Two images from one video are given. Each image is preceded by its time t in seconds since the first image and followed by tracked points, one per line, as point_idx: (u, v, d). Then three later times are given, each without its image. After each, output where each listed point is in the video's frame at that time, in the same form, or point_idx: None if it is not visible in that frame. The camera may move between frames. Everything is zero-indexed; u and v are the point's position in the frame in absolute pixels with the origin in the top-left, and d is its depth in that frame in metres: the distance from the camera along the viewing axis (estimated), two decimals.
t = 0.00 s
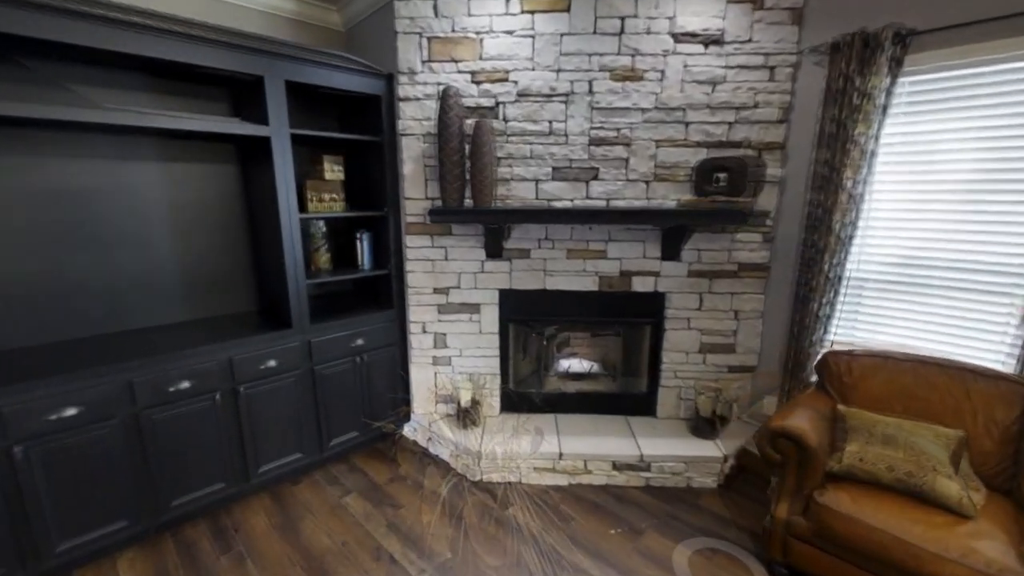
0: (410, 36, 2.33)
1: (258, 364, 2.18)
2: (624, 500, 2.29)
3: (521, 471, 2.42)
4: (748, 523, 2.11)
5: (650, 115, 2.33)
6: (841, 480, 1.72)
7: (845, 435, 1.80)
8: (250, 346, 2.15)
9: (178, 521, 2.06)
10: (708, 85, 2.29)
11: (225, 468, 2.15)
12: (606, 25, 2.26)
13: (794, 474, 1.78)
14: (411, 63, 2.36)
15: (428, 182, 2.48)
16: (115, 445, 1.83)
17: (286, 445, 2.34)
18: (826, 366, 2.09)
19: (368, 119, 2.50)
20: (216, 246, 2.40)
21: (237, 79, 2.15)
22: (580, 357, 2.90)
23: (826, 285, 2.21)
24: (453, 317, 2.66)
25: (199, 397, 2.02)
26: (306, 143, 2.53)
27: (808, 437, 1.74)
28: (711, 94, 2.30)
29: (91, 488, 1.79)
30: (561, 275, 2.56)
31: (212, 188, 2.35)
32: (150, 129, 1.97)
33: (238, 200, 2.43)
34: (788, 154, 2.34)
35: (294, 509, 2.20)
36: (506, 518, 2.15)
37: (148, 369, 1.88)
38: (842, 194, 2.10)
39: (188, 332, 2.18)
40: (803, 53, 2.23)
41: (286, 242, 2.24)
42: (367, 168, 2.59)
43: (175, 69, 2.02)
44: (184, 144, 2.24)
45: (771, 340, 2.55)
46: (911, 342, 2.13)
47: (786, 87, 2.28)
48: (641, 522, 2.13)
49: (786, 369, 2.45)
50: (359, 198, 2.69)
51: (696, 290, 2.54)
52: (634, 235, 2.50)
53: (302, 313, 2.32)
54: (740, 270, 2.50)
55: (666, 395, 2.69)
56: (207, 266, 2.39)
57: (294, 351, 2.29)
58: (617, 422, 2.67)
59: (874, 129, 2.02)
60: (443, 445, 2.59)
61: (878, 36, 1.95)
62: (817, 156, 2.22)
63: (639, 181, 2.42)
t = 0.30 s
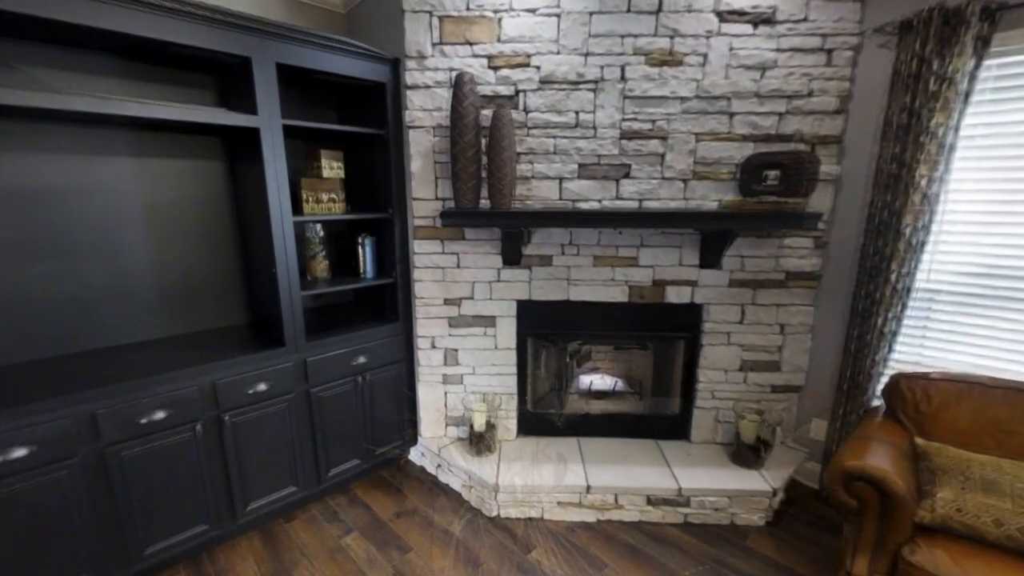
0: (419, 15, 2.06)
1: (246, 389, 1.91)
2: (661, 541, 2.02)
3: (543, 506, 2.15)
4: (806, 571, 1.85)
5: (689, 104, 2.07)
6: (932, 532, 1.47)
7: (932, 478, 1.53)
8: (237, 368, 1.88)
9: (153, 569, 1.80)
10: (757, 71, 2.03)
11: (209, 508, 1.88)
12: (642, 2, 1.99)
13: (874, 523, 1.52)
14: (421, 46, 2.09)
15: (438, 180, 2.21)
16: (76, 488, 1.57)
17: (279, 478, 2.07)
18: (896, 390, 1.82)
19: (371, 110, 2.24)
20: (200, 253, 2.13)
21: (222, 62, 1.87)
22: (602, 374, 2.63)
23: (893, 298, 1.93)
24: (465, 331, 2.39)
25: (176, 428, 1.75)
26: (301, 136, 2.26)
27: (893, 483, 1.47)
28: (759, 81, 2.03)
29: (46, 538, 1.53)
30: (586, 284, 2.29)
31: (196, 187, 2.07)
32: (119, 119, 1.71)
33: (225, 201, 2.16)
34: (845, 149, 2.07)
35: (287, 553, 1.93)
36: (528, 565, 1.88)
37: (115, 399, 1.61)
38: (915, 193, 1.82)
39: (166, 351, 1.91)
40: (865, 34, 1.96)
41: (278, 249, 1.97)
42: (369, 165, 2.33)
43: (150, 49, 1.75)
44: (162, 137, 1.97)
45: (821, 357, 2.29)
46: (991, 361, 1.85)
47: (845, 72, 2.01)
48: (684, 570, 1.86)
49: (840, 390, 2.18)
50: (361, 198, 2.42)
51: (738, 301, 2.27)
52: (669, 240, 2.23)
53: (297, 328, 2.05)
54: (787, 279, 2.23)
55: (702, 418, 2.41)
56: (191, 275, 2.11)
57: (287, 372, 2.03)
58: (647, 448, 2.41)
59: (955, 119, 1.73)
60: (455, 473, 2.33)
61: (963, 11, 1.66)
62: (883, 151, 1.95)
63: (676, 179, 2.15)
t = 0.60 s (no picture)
0: (424, 3, 1.93)
1: (239, 403, 1.79)
2: (682, 564, 1.90)
3: (555, 525, 2.02)
4: None
5: (712, 99, 1.94)
6: (988, 563, 1.37)
7: (983, 503, 1.42)
8: (230, 381, 1.76)
9: None
10: (784, 63, 1.90)
11: (199, 530, 1.75)
12: None
13: (921, 553, 1.40)
14: (425, 36, 1.96)
15: (444, 179, 2.09)
16: (53, 513, 1.45)
17: (275, 496, 1.94)
18: (937, 404, 1.70)
19: (373, 105, 2.11)
20: (192, 257, 2.00)
21: (214, 52, 1.74)
22: (614, 382, 2.50)
23: (931, 304, 1.80)
24: (472, 339, 2.27)
25: (164, 446, 1.63)
26: (299, 132, 2.13)
27: (943, 511, 1.36)
28: (786, 74, 1.91)
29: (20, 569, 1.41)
30: (601, 290, 2.17)
31: (186, 187, 1.94)
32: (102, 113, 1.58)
33: (218, 201, 2.03)
34: (877, 146, 1.95)
35: None
36: None
37: (96, 417, 1.49)
38: (957, 193, 1.68)
39: (154, 363, 1.78)
40: (900, 23, 1.84)
41: (274, 252, 1.85)
42: (371, 163, 2.20)
43: (135, 39, 1.63)
44: (150, 132, 1.83)
45: (848, 366, 2.17)
46: None
47: (878, 64, 1.89)
48: None
49: (870, 402, 2.05)
50: (362, 198, 2.29)
51: (761, 308, 2.15)
52: (689, 243, 2.11)
53: (294, 337, 1.92)
54: (814, 284, 2.10)
55: (721, 430, 2.29)
56: (182, 281, 1.98)
57: (283, 384, 1.90)
58: (664, 461, 2.29)
59: (1001, 115, 1.59)
60: (461, 489, 2.21)
61: None
62: (920, 148, 1.82)
63: (697, 178, 2.02)
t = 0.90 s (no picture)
0: None
1: (227, 425, 1.63)
2: None
3: (574, 555, 1.86)
4: None
5: (746, 90, 1.77)
6: None
7: None
8: (217, 402, 1.60)
9: None
10: (827, 50, 1.73)
11: (184, 566, 1.59)
12: None
13: None
14: (433, 22, 1.79)
15: (453, 178, 1.92)
16: (16, 556, 1.28)
17: (268, 525, 1.78)
18: (999, 428, 1.54)
19: (376, 97, 1.95)
20: (178, 263, 1.83)
21: (201, 38, 1.58)
22: (632, 396, 2.34)
23: (991, 316, 1.63)
24: (482, 350, 2.10)
25: (143, 475, 1.47)
26: (294, 126, 1.97)
27: None
28: (829, 62, 1.74)
29: None
30: (622, 298, 2.00)
31: (171, 187, 1.77)
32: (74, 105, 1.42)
33: (207, 202, 1.86)
34: (928, 142, 1.78)
35: None
36: None
37: (64, 446, 1.32)
38: None
39: (135, 381, 1.62)
40: (957, 5, 1.67)
41: (267, 258, 1.68)
42: (373, 160, 2.03)
43: (111, 22, 1.46)
44: (129, 125, 1.66)
45: (890, 380, 2.00)
46: None
47: (931, 51, 1.72)
48: None
49: (916, 421, 1.88)
50: (363, 198, 2.13)
51: (796, 317, 1.98)
52: (719, 247, 1.94)
53: (289, 351, 1.76)
54: (855, 291, 1.94)
55: (751, 449, 2.12)
56: (168, 289, 1.82)
57: (277, 403, 1.74)
58: (689, 482, 2.12)
59: None
60: (471, 513, 2.04)
61: None
62: (978, 143, 1.65)
63: (728, 177, 1.85)
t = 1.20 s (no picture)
0: None
1: (223, 433, 1.57)
2: None
3: (582, 566, 1.80)
4: None
5: (759, 86, 1.72)
6: None
7: None
8: (213, 409, 1.54)
9: None
10: (842, 45, 1.68)
11: None
12: None
13: None
14: (436, 16, 1.74)
15: (457, 177, 1.87)
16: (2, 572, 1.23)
17: (265, 535, 1.73)
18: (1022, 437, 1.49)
19: (376, 94, 1.89)
20: (172, 266, 1.77)
21: (196, 32, 1.52)
22: (639, 401, 2.28)
23: (1013, 320, 1.56)
24: (486, 355, 2.05)
25: (135, 485, 1.42)
26: (292, 124, 1.91)
27: None
28: (845, 58, 1.68)
29: None
30: (631, 301, 1.95)
31: (165, 186, 1.71)
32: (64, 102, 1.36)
33: (203, 202, 1.80)
34: (947, 140, 1.72)
35: None
36: None
37: (52, 457, 1.27)
38: None
39: (127, 387, 1.56)
40: None
41: (264, 261, 1.62)
42: (374, 159, 1.98)
43: (103, 15, 1.41)
44: (121, 123, 1.60)
45: (905, 385, 1.95)
46: None
47: (951, 47, 1.66)
48: None
49: (934, 428, 1.82)
50: (364, 199, 2.07)
51: (809, 321, 1.93)
52: (730, 249, 1.89)
53: (287, 356, 1.71)
54: (870, 294, 1.88)
55: (761, 456, 2.07)
56: (163, 292, 1.76)
57: (274, 410, 1.69)
58: (698, 490, 2.07)
59: None
60: (474, 522, 1.99)
61: None
62: (999, 141, 1.60)
63: (740, 176, 1.80)
